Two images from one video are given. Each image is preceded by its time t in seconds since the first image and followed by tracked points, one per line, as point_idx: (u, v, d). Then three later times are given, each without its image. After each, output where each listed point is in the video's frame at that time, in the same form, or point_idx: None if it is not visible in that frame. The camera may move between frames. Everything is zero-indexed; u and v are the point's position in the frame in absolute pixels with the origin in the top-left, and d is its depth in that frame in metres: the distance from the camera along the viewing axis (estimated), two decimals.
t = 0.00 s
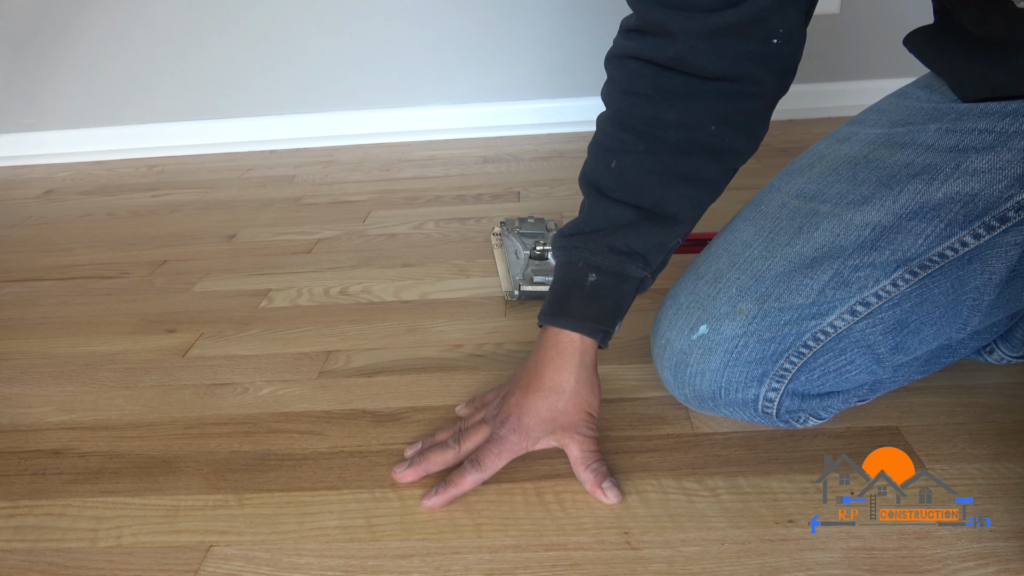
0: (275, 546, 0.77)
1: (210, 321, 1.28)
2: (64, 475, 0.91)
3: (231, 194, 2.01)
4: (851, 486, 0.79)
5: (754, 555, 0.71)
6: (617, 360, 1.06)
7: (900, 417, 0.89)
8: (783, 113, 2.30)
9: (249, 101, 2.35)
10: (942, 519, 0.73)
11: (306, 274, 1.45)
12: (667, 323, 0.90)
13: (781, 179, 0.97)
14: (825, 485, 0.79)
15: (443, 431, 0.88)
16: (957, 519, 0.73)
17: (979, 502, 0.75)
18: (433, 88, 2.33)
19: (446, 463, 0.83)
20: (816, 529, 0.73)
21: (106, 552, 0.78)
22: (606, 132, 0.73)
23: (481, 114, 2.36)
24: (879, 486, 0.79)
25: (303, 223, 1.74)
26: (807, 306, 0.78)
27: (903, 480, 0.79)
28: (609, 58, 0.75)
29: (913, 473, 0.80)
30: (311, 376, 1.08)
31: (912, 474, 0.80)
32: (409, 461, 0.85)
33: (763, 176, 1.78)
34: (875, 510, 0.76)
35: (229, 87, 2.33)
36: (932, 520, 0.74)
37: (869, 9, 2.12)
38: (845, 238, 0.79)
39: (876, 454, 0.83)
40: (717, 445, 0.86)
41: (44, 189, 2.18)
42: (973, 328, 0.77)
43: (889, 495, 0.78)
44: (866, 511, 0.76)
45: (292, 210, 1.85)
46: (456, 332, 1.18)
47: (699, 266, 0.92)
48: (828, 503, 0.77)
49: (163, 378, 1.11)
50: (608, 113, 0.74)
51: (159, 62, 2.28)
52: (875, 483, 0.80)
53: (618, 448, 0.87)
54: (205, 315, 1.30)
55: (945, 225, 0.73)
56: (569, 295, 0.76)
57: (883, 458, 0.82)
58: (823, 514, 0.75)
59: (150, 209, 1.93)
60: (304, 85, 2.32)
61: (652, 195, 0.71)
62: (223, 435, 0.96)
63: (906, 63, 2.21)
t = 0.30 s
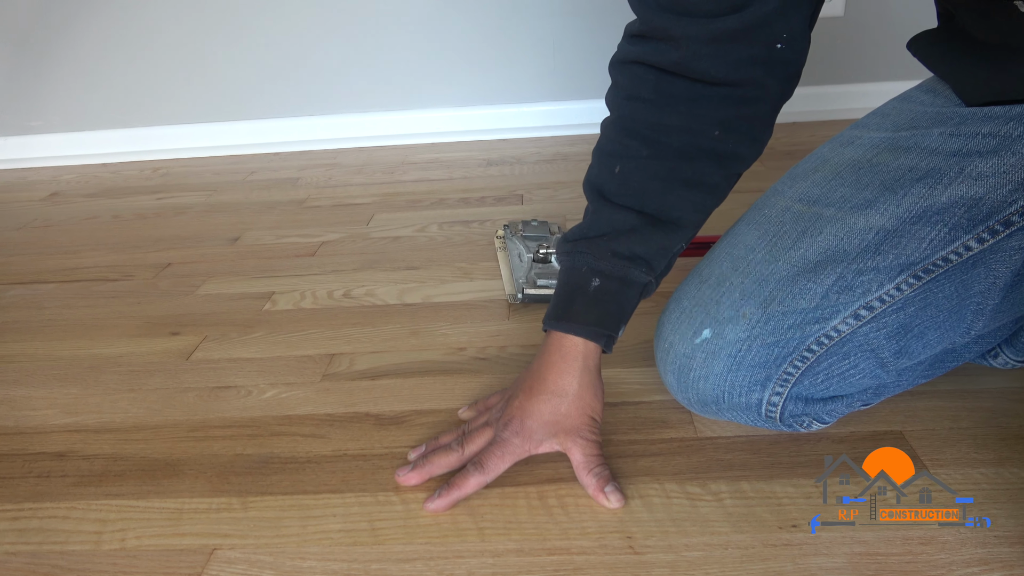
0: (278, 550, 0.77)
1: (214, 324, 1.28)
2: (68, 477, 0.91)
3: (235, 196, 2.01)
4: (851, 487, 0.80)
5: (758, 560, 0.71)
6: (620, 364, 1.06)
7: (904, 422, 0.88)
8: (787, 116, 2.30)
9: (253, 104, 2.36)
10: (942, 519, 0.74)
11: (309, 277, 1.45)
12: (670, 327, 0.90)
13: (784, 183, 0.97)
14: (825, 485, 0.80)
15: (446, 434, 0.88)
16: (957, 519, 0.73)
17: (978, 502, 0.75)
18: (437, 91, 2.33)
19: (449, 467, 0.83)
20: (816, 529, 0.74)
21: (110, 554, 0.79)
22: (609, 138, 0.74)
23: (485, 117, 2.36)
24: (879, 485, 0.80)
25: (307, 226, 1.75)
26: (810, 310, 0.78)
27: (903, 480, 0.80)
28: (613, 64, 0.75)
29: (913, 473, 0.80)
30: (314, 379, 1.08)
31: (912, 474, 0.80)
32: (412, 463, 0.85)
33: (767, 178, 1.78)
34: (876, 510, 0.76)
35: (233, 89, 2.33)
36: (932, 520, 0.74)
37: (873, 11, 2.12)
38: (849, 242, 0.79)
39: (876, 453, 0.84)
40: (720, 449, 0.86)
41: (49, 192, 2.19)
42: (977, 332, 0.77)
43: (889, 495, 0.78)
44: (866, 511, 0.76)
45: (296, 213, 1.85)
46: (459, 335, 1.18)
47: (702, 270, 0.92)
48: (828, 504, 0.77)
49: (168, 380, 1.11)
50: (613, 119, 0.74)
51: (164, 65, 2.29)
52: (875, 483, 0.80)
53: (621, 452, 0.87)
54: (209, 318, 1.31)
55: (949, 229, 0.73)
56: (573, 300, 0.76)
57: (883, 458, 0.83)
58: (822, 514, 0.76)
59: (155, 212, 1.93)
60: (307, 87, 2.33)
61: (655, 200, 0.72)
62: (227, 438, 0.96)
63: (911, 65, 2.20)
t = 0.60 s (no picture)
0: (280, 551, 0.77)
1: (217, 325, 1.28)
2: (71, 478, 0.91)
3: (238, 197, 2.02)
4: (851, 486, 0.80)
5: (761, 562, 0.70)
6: (623, 365, 1.05)
7: (908, 423, 0.88)
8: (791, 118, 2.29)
9: (256, 105, 2.36)
10: (942, 519, 0.74)
11: (312, 278, 1.46)
12: (674, 328, 0.90)
13: (788, 184, 0.97)
14: (825, 485, 0.80)
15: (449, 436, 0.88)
16: (957, 519, 0.74)
17: (979, 502, 0.75)
18: (440, 93, 2.33)
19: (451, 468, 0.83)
20: (816, 529, 0.74)
21: (113, 555, 0.79)
22: (613, 139, 0.73)
23: (488, 118, 2.36)
24: (879, 485, 0.80)
25: (310, 227, 1.75)
26: (814, 312, 0.78)
27: (903, 480, 0.80)
28: (617, 65, 0.75)
29: (913, 473, 0.80)
30: (317, 380, 1.08)
31: (912, 474, 0.80)
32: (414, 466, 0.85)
33: (770, 180, 1.78)
34: (875, 510, 0.76)
35: (236, 91, 2.34)
36: (932, 520, 0.74)
37: (876, 12, 2.12)
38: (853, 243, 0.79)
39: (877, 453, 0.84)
40: (723, 450, 0.86)
41: (53, 193, 2.19)
42: (981, 334, 0.77)
43: (888, 494, 0.78)
44: (867, 511, 0.76)
45: (299, 214, 1.85)
46: (462, 336, 1.18)
47: (706, 271, 0.92)
48: (828, 503, 0.77)
49: (171, 381, 1.11)
50: (616, 120, 0.74)
51: (168, 67, 2.30)
52: (875, 483, 0.80)
53: (624, 454, 0.87)
54: (211, 319, 1.31)
55: (953, 231, 0.73)
56: (575, 301, 0.75)
57: (883, 458, 0.83)
58: (823, 514, 0.76)
59: (158, 213, 1.94)
60: (310, 89, 2.33)
61: (658, 202, 0.72)
62: (230, 439, 0.96)
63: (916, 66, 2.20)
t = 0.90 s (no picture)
0: (282, 550, 0.77)
1: (220, 325, 1.29)
2: (74, 477, 0.92)
3: (241, 198, 2.02)
4: (851, 486, 0.80)
5: (762, 562, 0.70)
6: (625, 366, 1.06)
7: (909, 424, 0.88)
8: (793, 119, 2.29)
9: (259, 106, 2.37)
10: (942, 519, 0.74)
11: (314, 278, 1.46)
12: (675, 329, 0.90)
13: (789, 185, 0.97)
14: (825, 485, 0.80)
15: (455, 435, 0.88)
16: (957, 519, 0.74)
17: (978, 501, 0.75)
18: (442, 93, 2.34)
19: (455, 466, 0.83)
20: (816, 529, 0.74)
21: (115, 554, 0.79)
22: (618, 141, 0.74)
23: (490, 119, 2.37)
24: (879, 485, 0.80)
25: (312, 227, 1.75)
26: (815, 313, 0.78)
27: (903, 480, 0.80)
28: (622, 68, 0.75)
29: (912, 473, 0.80)
30: (319, 380, 1.09)
31: (911, 474, 0.80)
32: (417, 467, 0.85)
33: (772, 181, 1.78)
34: (875, 510, 0.76)
35: (239, 92, 2.34)
36: (932, 520, 0.74)
37: (879, 13, 2.12)
38: (853, 245, 0.79)
39: (877, 453, 0.84)
40: (724, 451, 0.86)
41: (56, 194, 2.20)
42: (982, 334, 0.77)
43: (888, 494, 0.79)
44: (866, 511, 0.76)
45: (301, 215, 1.86)
46: (463, 337, 1.18)
47: (706, 272, 0.92)
48: (828, 503, 0.77)
49: (173, 381, 1.12)
50: (621, 123, 0.74)
51: (171, 68, 2.30)
52: (875, 483, 0.81)
53: (626, 454, 0.87)
54: (214, 319, 1.31)
55: (953, 232, 0.73)
56: (581, 302, 0.75)
57: (883, 458, 0.83)
58: (823, 514, 0.76)
59: (161, 213, 1.94)
60: (312, 90, 2.33)
61: (664, 203, 0.72)
62: (232, 438, 0.96)
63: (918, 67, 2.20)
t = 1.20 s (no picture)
0: (285, 550, 0.77)
1: (223, 325, 1.29)
2: (77, 477, 0.92)
3: (243, 198, 2.02)
4: (851, 486, 0.80)
5: (765, 563, 0.70)
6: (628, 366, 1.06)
7: (913, 425, 0.88)
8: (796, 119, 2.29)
9: (261, 106, 2.37)
10: (942, 519, 0.74)
11: (317, 278, 1.46)
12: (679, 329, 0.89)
13: (793, 185, 0.97)
14: (825, 485, 0.80)
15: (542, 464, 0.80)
16: (958, 519, 0.74)
17: (979, 502, 0.75)
18: (445, 94, 2.34)
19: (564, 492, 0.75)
20: (816, 529, 0.74)
21: (118, 554, 0.79)
22: (655, 130, 0.79)
23: (493, 120, 2.36)
24: (879, 485, 0.80)
25: (315, 227, 1.75)
26: (821, 313, 0.78)
27: (903, 480, 0.80)
28: (637, 63, 0.82)
29: (912, 473, 0.80)
30: (322, 380, 1.09)
31: (911, 474, 0.80)
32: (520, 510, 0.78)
33: (775, 181, 1.77)
34: (876, 510, 0.76)
35: (242, 92, 2.35)
36: (932, 520, 0.74)
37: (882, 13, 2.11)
38: (859, 245, 0.78)
39: (877, 453, 0.84)
40: (728, 451, 0.86)
41: (59, 194, 2.20)
42: (988, 335, 0.77)
43: (888, 494, 0.78)
44: (867, 511, 0.76)
45: (304, 215, 1.86)
46: (466, 337, 1.18)
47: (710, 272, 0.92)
48: (828, 503, 0.77)
49: (176, 381, 1.12)
50: (650, 112, 0.80)
51: (174, 68, 2.31)
52: (875, 483, 0.80)
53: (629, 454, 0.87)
54: (217, 319, 1.31)
55: (960, 232, 0.72)
56: (646, 288, 0.79)
57: (883, 458, 0.83)
58: (823, 514, 0.76)
59: (164, 213, 1.94)
60: (314, 90, 2.33)
61: (711, 182, 0.78)
62: (235, 438, 0.96)
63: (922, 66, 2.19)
